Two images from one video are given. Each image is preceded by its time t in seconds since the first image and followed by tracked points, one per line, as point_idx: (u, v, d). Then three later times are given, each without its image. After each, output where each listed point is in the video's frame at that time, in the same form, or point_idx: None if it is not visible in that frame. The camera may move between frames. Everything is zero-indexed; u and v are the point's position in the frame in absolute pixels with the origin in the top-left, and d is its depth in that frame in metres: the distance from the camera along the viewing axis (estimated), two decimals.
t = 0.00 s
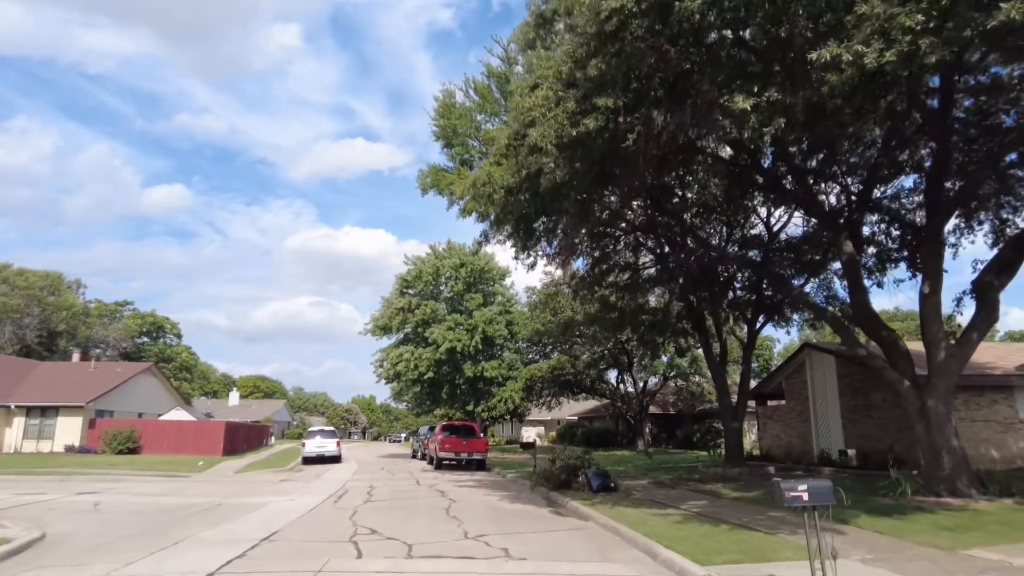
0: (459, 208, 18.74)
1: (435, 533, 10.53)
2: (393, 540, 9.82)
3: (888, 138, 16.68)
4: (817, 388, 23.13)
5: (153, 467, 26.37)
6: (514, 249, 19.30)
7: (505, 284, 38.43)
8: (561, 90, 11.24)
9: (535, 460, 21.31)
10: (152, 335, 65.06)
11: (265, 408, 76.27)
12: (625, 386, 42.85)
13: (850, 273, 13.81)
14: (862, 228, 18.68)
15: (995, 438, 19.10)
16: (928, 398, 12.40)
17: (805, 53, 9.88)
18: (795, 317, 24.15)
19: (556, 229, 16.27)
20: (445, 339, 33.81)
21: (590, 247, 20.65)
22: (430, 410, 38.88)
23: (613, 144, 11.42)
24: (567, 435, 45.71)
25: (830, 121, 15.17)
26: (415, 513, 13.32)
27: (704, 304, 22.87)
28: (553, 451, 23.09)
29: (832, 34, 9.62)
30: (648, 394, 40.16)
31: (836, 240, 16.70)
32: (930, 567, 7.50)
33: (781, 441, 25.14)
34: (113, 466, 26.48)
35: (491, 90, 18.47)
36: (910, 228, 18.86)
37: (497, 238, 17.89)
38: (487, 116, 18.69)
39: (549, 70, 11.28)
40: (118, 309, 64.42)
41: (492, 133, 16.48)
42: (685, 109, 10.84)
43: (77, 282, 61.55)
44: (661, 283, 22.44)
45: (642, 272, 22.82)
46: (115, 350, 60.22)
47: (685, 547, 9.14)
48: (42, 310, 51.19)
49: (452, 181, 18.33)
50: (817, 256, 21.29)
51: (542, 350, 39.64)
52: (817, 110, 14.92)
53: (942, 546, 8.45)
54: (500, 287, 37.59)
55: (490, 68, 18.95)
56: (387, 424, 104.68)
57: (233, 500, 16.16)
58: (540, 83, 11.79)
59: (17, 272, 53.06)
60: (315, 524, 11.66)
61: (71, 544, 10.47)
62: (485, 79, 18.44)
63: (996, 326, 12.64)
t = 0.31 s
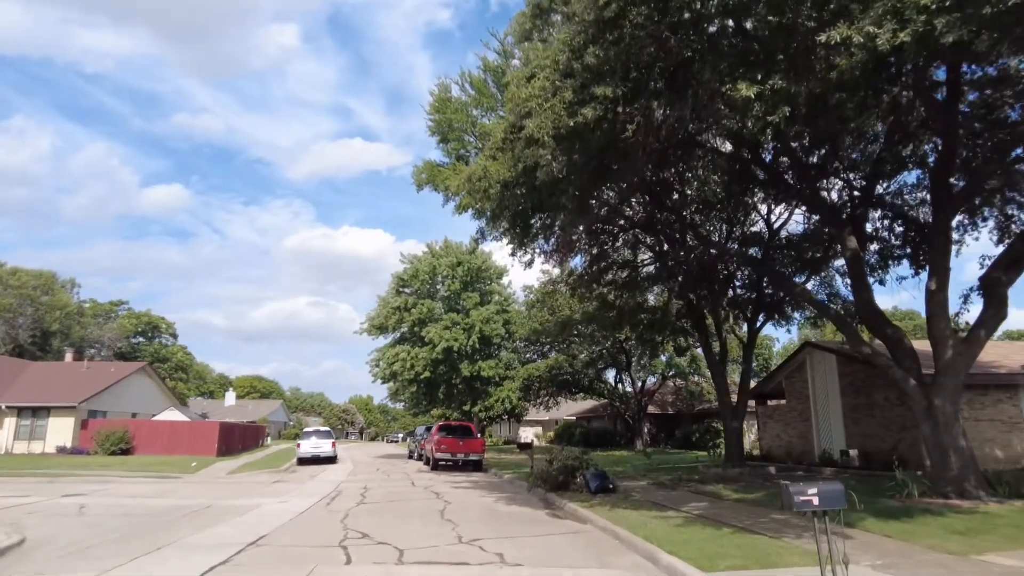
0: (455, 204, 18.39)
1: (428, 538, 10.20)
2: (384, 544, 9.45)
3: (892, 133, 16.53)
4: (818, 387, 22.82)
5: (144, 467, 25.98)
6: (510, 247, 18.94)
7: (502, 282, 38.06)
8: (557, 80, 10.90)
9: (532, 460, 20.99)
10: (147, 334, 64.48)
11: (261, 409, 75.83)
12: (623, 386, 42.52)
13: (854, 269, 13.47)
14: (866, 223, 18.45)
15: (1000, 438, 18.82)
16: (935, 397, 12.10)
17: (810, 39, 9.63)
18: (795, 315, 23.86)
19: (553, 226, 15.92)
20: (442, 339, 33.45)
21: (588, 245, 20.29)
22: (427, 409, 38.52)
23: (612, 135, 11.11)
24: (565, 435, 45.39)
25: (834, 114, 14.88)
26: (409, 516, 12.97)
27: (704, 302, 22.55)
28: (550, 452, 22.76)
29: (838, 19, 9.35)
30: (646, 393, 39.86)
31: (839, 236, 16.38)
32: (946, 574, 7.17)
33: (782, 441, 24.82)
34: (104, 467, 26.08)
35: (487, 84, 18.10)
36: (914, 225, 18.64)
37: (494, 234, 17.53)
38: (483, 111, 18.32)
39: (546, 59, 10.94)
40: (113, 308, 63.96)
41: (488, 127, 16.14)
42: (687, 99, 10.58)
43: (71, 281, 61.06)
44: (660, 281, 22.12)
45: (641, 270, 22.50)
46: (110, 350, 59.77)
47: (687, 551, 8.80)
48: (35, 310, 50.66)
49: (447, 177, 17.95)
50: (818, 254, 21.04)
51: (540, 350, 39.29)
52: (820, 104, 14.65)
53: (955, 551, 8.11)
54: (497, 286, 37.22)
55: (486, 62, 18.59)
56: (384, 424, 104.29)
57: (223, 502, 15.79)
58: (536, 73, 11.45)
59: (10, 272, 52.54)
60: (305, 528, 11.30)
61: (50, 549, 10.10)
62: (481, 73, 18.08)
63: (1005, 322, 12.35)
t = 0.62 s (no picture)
0: (449, 198, 17.98)
1: (418, 540, 9.80)
2: (373, 547, 9.08)
3: (895, 125, 16.34)
4: (817, 385, 22.52)
5: (132, 467, 25.50)
6: (506, 241, 18.55)
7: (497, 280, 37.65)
8: (554, 65, 10.56)
9: (526, 460, 20.62)
10: (139, 333, 63.76)
11: (255, 408, 75.33)
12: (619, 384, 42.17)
13: (858, 263, 13.16)
14: (868, 218, 18.21)
15: (1002, 437, 18.53)
16: (941, 395, 11.77)
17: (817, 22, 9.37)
18: (794, 313, 23.57)
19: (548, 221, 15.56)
20: (436, 337, 33.04)
21: (584, 240, 19.92)
22: (421, 408, 38.10)
23: (611, 121, 10.79)
24: (560, 435, 45.05)
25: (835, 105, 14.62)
26: (400, 517, 12.57)
27: (701, 299, 22.24)
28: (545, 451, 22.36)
29: None
30: (642, 392, 39.53)
31: (842, 230, 16.07)
32: None
33: (780, 440, 24.50)
34: (91, 467, 25.58)
35: (482, 76, 17.70)
36: (916, 220, 18.39)
37: (488, 229, 17.14)
38: (477, 103, 17.91)
39: (543, 44, 10.59)
40: (105, 306, 63.32)
41: (483, 118, 15.75)
42: (688, 85, 10.33)
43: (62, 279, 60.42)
44: (657, 277, 21.80)
45: (637, 266, 22.18)
46: (100, 348, 59.19)
47: (688, 555, 8.41)
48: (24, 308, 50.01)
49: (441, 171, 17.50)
50: (818, 250, 20.77)
51: (535, 348, 38.91)
52: (822, 94, 14.36)
53: (968, 555, 7.74)
54: (492, 284, 36.80)
55: (481, 53, 18.19)
56: (378, 424, 103.80)
57: (210, 502, 15.35)
58: (531, 59, 11.11)
59: None
60: (291, 530, 10.90)
61: (23, 552, 9.67)
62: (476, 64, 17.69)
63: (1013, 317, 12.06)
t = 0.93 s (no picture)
0: (442, 193, 17.52)
1: (405, 547, 9.37)
2: (358, 555, 8.63)
3: (897, 119, 16.08)
4: (815, 385, 22.17)
5: (116, 468, 24.95)
6: (499, 236, 18.11)
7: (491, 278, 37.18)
8: (548, 50, 10.21)
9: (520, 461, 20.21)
10: (129, 331, 62.94)
11: (246, 407, 74.70)
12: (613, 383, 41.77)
13: (860, 260, 12.79)
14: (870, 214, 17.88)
15: (1003, 438, 18.21)
16: (948, 395, 11.42)
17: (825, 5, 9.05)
18: (792, 311, 23.24)
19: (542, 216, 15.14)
20: (428, 335, 32.57)
21: (580, 237, 19.50)
22: (413, 408, 37.63)
23: (610, 108, 10.44)
24: (554, 435, 44.62)
25: (838, 96, 14.29)
26: (389, 521, 12.13)
27: (699, 297, 21.85)
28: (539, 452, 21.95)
29: None
30: (637, 391, 39.17)
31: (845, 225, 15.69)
32: None
33: (777, 440, 24.15)
34: (75, 467, 25.01)
35: (475, 68, 17.23)
36: (918, 217, 18.10)
37: (481, 224, 16.70)
38: (470, 95, 17.44)
39: (538, 28, 10.23)
40: (94, 304, 62.56)
41: (475, 110, 15.31)
42: (690, 72, 9.98)
43: (49, 276, 59.64)
44: (653, 275, 21.43)
45: (633, 263, 21.79)
46: (89, 346, 58.47)
47: (689, 563, 8.00)
48: (11, 305, 49.26)
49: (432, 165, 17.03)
50: (817, 248, 20.44)
51: (529, 347, 38.49)
52: (824, 85, 14.07)
53: (984, 563, 7.36)
54: (486, 282, 36.33)
55: (474, 44, 17.73)
56: (371, 423, 103.24)
57: (193, 505, 14.86)
58: (525, 44, 10.73)
59: None
60: (274, 535, 10.43)
61: None
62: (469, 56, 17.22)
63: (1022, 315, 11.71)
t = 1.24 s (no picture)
0: (428, 186, 17.13)
1: (385, 550, 9.01)
2: (333, 559, 8.26)
3: (891, 112, 15.92)
4: (805, 383, 21.98)
5: (94, 468, 24.40)
6: (486, 230, 17.75)
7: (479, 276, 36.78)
8: (535, 32, 9.99)
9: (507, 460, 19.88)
10: (112, 329, 61.97)
11: (232, 407, 73.94)
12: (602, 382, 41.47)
13: (855, 255, 12.50)
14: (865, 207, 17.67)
15: (995, 436, 18.06)
16: (944, 392, 11.16)
17: None
18: (783, 309, 23.02)
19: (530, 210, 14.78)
20: (415, 333, 32.16)
21: (569, 232, 19.18)
22: (400, 407, 37.17)
23: (600, 93, 10.19)
24: (542, 434, 44.28)
25: (831, 88, 14.12)
26: (371, 522, 11.77)
27: (689, 294, 21.57)
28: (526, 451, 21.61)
29: None
30: (626, 390, 38.90)
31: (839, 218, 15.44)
32: None
33: (766, 439, 23.93)
34: (51, 467, 24.43)
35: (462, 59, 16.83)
36: (910, 213, 17.90)
37: (468, 217, 16.33)
38: (457, 86, 17.03)
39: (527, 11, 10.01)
40: (76, 301, 61.61)
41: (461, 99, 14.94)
42: (680, 58, 9.75)
43: (30, 273, 58.64)
44: (642, 272, 21.14)
45: (623, 260, 21.50)
46: (70, 344, 57.57)
47: (681, 566, 7.65)
48: None
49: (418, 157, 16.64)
50: (808, 244, 20.24)
51: (517, 345, 38.15)
52: (816, 77, 13.88)
53: (986, 565, 7.08)
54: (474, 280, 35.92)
55: (461, 34, 17.35)
56: (358, 422, 102.52)
57: (169, 505, 14.43)
58: (512, 28, 10.46)
59: None
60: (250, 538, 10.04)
61: None
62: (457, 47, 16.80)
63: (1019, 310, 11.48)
